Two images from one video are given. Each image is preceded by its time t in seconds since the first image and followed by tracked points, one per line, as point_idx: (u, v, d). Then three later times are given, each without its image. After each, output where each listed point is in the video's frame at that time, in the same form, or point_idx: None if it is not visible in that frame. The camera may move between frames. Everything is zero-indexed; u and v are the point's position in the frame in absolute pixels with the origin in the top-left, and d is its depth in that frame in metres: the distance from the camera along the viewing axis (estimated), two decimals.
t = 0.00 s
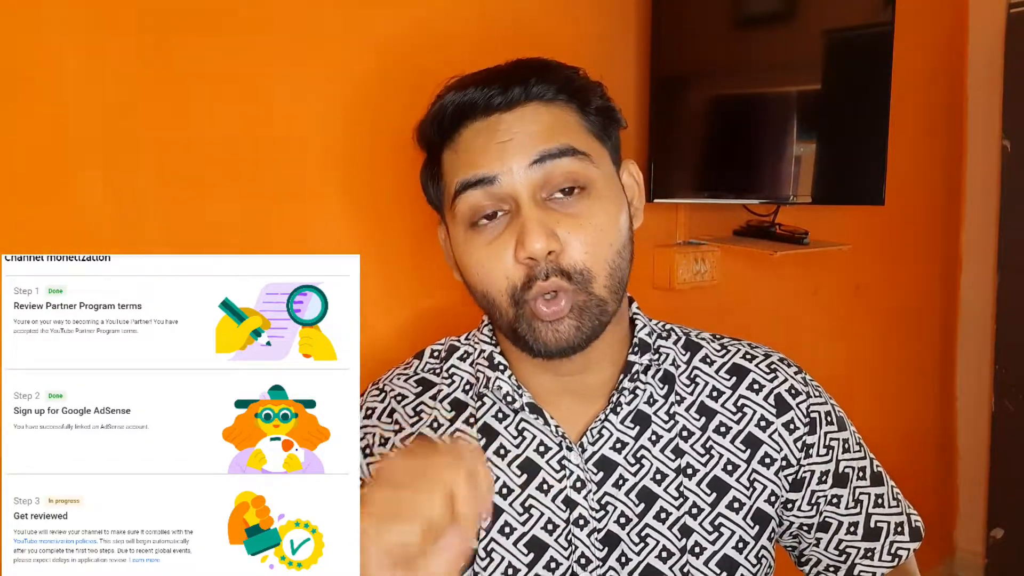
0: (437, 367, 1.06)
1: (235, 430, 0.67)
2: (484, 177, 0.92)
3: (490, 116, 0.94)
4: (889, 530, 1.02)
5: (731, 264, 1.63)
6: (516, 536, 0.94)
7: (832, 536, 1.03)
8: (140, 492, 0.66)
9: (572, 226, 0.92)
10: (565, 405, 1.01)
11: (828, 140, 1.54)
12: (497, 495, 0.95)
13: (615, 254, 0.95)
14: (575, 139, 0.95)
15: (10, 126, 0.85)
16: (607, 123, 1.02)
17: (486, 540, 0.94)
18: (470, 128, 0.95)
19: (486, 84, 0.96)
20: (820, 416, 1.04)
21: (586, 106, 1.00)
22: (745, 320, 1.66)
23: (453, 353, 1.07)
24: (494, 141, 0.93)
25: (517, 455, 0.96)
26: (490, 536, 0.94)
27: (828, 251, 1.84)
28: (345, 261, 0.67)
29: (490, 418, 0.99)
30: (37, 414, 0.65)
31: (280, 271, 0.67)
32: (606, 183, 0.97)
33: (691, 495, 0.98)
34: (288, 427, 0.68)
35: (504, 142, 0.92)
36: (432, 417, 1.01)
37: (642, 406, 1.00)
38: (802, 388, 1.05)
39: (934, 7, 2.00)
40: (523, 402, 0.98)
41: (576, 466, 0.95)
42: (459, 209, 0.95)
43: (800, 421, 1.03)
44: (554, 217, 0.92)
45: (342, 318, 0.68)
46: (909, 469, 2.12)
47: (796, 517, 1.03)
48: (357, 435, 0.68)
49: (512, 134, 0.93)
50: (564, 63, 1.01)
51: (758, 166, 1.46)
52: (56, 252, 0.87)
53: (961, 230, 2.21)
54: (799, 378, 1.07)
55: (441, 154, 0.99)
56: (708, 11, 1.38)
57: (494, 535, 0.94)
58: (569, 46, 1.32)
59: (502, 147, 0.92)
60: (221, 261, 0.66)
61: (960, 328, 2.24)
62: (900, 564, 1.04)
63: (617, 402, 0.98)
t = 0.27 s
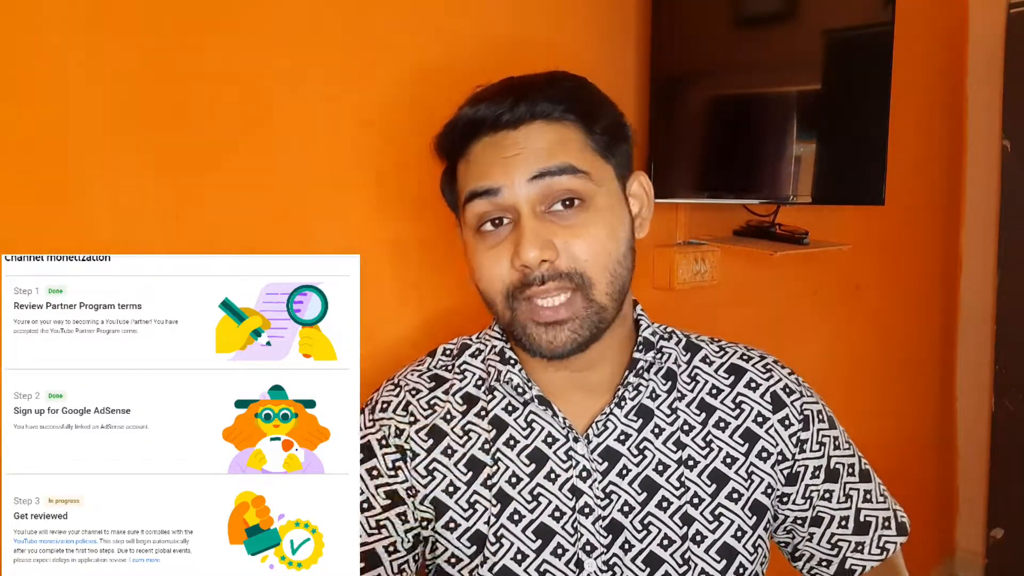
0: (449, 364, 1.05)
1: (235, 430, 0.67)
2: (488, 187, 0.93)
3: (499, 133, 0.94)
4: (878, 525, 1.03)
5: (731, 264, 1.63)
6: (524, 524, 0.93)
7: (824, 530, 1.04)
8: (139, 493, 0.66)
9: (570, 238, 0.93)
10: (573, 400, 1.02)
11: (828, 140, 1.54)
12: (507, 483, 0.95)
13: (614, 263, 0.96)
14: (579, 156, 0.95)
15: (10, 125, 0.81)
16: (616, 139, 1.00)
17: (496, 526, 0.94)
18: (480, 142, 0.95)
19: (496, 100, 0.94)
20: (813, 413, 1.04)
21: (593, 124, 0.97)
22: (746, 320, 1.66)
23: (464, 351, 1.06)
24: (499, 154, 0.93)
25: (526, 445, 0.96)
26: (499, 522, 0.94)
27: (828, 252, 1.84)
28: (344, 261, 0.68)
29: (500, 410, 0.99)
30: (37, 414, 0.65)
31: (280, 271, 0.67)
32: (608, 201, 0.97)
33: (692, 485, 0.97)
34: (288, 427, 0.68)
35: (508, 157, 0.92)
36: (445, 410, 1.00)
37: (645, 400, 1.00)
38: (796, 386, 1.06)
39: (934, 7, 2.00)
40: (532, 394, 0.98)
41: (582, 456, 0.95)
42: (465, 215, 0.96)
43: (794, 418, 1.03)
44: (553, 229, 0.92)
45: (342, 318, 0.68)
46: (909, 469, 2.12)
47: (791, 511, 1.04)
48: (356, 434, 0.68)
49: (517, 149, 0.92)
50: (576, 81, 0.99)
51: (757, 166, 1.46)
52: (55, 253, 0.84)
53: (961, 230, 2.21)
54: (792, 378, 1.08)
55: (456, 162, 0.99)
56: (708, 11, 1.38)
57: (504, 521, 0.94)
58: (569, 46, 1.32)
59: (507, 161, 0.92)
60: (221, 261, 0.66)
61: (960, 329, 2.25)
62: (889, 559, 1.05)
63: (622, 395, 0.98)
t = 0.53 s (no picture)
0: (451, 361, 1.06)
1: (235, 430, 0.67)
2: (503, 178, 0.94)
3: (516, 127, 0.96)
4: (865, 525, 1.04)
5: (731, 264, 1.63)
6: (522, 515, 0.93)
7: (813, 530, 1.05)
8: (140, 493, 0.66)
9: (581, 227, 0.93)
10: (572, 397, 1.02)
11: (828, 140, 1.54)
12: (506, 475, 0.95)
13: (621, 257, 0.96)
14: (592, 154, 0.96)
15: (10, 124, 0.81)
16: (625, 143, 1.02)
17: (495, 517, 0.94)
18: (497, 136, 0.97)
19: (515, 97, 0.96)
20: (804, 415, 1.05)
21: (604, 125, 0.99)
22: (745, 320, 1.66)
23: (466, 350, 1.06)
24: (515, 147, 0.95)
25: (525, 440, 0.96)
26: (498, 513, 0.94)
27: (828, 252, 1.84)
28: (344, 261, 0.67)
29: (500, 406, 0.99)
30: (37, 414, 0.65)
31: (280, 271, 0.67)
32: (618, 198, 0.98)
33: (686, 482, 0.97)
34: (288, 427, 0.68)
35: (524, 149, 0.94)
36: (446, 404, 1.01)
37: (642, 399, 0.99)
38: (787, 389, 1.06)
39: (934, 8, 2.00)
40: (531, 390, 0.98)
41: (579, 451, 0.95)
42: (478, 207, 0.97)
43: (786, 419, 1.03)
44: (565, 218, 0.93)
45: (342, 319, 0.68)
46: (909, 469, 2.12)
47: (782, 510, 1.04)
48: (357, 435, 0.68)
49: (533, 142, 0.94)
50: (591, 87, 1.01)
51: (757, 166, 1.46)
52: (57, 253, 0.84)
53: (961, 230, 2.21)
54: (784, 381, 1.08)
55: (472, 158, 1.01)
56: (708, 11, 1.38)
57: (502, 512, 0.94)
58: (569, 45, 1.32)
59: (523, 153, 0.94)
60: (221, 261, 0.66)
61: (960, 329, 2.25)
62: (874, 558, 1.06)
63: (618, 394, 0.98)
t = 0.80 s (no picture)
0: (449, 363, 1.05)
1: (235, 430, 0.67)
2: (516, 172, 0.94)
3: (529, 124, 0.97)
4: (860, 522, 1.04)
5: (732, 264, 1.63)
6: (519, 515, 0.93)
7: (810, 529, 1.04)
8: (140, 493, 0.66)
9: (591, 223, 0.93)
10: (570, 397, 1.02)
11: (828, 140, 1.54)
12: (504, 476, 0.95)
13: (628, 256, 0.96)
14: (604, 155, 0.97)
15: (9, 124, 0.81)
16: (632, 148, 1.04)
17: (492, 518, 0.94)
18: (510, 133, 0.97)
19: (529, 95, 0.98)
20: (798, 415, 1.05)
21: (614, 128, 1.01)
22: (745, 320, 1.66)
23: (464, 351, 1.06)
24: (528, 144, 0.95)
25: (523, 440, 0.96)
26: (495, 513, 0.94)
27: (828, 252, 1.84)
28: (344, 261, 0.67)
29: (497, 406, 0.99)
30: (37, 414, 0.65)
31: (280, 271, 0.67)
32: (627, 199, 0.98)
33: (682, 481, 0.98)
34: (288, 427, 0.68)
35: (538, 146, 0.95)
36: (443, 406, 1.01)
37: (638, 400, 0.99)
38: (781, 389, 1.07)
39: (934, 7, 2.00)
40: (530, 390, 0.98)
41: (576, 451, 0.95)
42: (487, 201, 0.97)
43: (781, 419, 1.03)
44: (574, 214, 0.93)
45: (342, 319, 0.68)
46: (909, 469, 2.12)
47: (778, 510, 1.03)
48: (357, 434, 0.68)
49: (546, 140, 0.95)
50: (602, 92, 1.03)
51: (757, 166, 1.46)
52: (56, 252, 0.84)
53: (961, 230, 2.21)
54: (778, 382, 1.08)
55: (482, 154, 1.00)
56: (708, 10, 1.38)
57: (500, 512, 0.94)
58: (570, 46, 1.32)
59: (536, 149, 0.94)
60: (221, 260, 0.66)
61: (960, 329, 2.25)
62: (870, 556, 1.06)
63: (615, 394, 0.98)
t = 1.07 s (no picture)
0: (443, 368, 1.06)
1: (235, 430, 0.67)
2: (520, 174, 0.94)
3: (534, 124, 0.96)
4: (855, 522, 1.06)
5: (732, 264, 1.63)
6: (518, 520, 0.93)
7: (807, 529, 1.05)
8: (140, 493, 0.66)
9: (596, 227, 0.93)
10: (568, 400, 1.01)
11: (828, 140, 1.54)
12: (501, 481, 0.94)
13: (631, 259, 0.97)
14: (607, 157, 0.97)
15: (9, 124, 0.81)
16: (633, 149, 1.04)
17: (489, 523, 0.93)
18: (514, 132, 0.96)
19: (534, 95, 0.97)
20: (795, 416, 1.06)
21: (618, 130, 1.01)
22: (745, 320, 1.66)
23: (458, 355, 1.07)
24: (533, 145, 0.95)
25: (520, 444, 0.95)
26: (493, 519, 0.93)
27: (828, 252, 1.84)
28: (344, 261, 0.67)
29: (495, 410, 0.98)
30: (37, 414, 0.65)
31: (280, 271, 0.67)
32: (629, 201, 0.99)
33: (680, 484, 0.97)
34: (288, 427, 0.68)
35: (541, 147, 0.94)
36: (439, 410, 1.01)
37: (636, 402, 0.99)
38: (779, 391, 1.07)
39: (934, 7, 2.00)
40: (529, 395, 0.97)
41: (575, 455, 0.94)
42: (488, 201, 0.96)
43: (778, 421, 1.04)
44: (579, 217, 0.93)
45: (342, 319, 0.68)
46: (909, 469, 2.12)
47: (774, 511, 1.04)
48: (357, 433, 0.68)
49: (551, 141, 0.95)
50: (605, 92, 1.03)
51: (757, 166, 1.46)
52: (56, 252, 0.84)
53: (961, 230, 2.21)
54: (775, 383, 1.08)
55: (483, 153, 0.99)
56: (708, 10, 1.38)
57: (498, 518, 0.93)
58: (570, 46, 1.32)
59: (540, 150, 0.94)
60: (222, 261, 0.66)
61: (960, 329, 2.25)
62: (864, 556, 1.08)
63: (613, 397, 0.98)
